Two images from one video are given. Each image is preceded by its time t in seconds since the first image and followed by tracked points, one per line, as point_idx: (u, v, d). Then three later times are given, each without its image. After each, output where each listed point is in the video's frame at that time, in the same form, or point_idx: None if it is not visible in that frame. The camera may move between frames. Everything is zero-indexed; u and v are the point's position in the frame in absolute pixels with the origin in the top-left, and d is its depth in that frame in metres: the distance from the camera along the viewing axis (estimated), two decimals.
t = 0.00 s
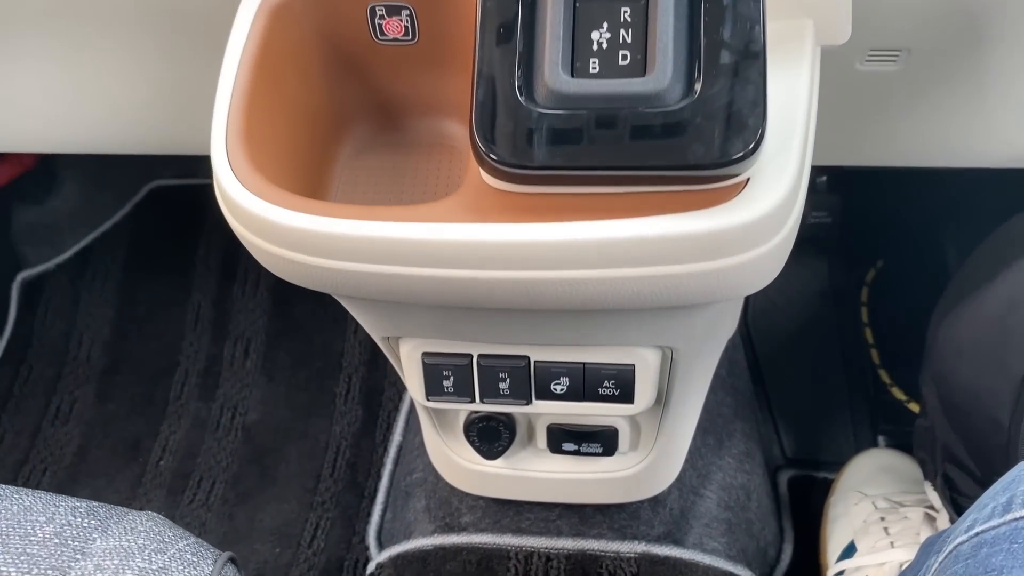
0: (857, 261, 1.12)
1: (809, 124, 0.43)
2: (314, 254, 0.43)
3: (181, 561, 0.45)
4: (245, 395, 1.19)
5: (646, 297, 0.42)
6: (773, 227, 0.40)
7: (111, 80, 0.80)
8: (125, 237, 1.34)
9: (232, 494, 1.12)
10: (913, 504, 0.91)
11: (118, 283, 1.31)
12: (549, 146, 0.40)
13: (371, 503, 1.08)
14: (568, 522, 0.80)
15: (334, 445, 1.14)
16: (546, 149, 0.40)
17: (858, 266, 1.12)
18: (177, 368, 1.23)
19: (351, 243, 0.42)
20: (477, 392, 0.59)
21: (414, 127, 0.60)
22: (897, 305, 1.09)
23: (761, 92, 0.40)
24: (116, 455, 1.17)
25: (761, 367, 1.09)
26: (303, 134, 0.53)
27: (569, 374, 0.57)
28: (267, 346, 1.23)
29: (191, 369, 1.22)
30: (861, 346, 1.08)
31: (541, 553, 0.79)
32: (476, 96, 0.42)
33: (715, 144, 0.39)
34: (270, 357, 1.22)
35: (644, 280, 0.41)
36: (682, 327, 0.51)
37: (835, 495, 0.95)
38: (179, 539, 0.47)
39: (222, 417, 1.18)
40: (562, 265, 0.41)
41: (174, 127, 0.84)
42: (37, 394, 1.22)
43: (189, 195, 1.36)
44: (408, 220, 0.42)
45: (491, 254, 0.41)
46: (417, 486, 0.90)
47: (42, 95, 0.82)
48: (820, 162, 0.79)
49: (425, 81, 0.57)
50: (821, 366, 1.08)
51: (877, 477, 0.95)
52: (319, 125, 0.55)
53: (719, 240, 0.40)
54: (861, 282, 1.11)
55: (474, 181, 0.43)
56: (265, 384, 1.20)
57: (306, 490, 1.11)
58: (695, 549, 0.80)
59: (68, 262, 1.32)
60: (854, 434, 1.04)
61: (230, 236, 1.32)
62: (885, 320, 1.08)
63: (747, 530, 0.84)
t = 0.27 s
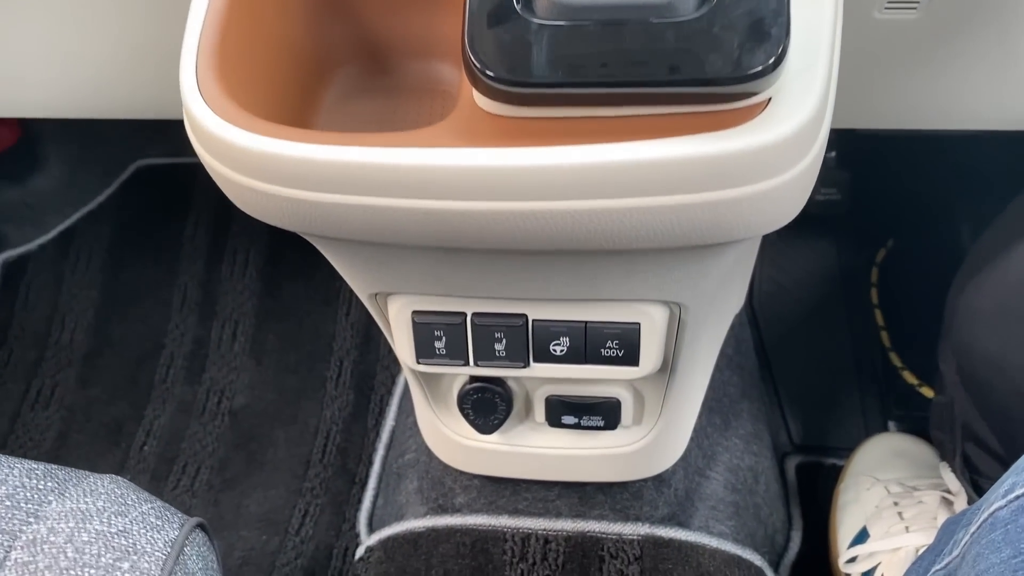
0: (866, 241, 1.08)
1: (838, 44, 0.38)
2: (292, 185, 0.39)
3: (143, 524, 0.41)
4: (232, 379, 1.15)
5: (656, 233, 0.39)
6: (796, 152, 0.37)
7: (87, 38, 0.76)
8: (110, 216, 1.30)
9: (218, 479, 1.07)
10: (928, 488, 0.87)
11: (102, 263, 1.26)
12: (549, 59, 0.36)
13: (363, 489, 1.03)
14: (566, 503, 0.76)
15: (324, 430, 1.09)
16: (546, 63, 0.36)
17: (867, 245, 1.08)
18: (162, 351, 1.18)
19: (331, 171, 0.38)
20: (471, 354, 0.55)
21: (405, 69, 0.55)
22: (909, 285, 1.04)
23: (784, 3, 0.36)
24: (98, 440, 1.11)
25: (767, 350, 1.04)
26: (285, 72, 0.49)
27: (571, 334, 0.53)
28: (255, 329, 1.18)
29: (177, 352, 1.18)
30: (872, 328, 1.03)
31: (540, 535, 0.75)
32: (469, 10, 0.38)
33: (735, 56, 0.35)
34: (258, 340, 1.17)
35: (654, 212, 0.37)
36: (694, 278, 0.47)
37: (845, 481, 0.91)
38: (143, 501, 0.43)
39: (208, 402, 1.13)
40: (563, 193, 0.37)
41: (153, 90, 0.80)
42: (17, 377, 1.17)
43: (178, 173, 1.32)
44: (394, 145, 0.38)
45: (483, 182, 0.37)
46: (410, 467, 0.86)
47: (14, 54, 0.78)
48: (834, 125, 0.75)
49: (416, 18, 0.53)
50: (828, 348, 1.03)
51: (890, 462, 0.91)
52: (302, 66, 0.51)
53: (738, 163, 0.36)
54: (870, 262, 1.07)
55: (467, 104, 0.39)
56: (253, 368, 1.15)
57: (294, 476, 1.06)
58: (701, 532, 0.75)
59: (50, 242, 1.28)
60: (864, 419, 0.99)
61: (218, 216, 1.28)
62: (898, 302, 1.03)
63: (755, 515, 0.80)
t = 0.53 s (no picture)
0: (873, 225, 1.04)
1: None
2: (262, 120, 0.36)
3: (98, 491, 0.38)
4: (219, 364, 1.08)
5: (660, 175, 0.35)
6: (813, 82, 0.33)
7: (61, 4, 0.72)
8: (96, 199, 1.26)
9: (202, 468, 0.99)
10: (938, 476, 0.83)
11: (86, 247, 1.22)
12: None
13: (352, 478, 0.95)
14: (562, 487, 0.73)
15: (312, 417, 1.02)
16: None
17: (873, 229, 1.04)
18: (146, 338, 1.12)
19: (304, 103, 0.35)
20: (462, 320, 0.51)
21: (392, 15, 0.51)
22: (917, 271, 1.01)
23: None
24: (78, 427, 1.05)
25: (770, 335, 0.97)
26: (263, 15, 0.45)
27: (568, 299, 0.49)
28: (243, 313, 1.12)
29: (162, 337, 1.12)
30: (879, 315, 0.98)
31: (534, 521, 0.71)
32: None
33: None
34: (246, 325, 1.12)
35: (658, 150, 0.34)
36: (701, 234, 0.44)
37: (851, 470, 0.87)
38: (100, 468, 0.40)
39: (193, 388, 1.07)
40: (557, 125, 0.33)
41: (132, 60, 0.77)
42: None
43: (165, 157, 1.28)
44: (374, 73, 0.35)
45: (465, 113, 0.34)
46: (400, 452, 0.83)
47: None
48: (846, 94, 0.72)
49: None
50: (833, 335, 0.97)
51: (898, 450, 0.87)
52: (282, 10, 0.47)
53: (750, 93, 0.32)
54: (876, 246, 1.03)
55: (455, 33, 0.37)
56: (240, 353, 1.09)
57: (282, 464, 0.98)
58: (704, 518, 0.73)
59: (34, 225, 1.24)
60: (870, 407, 0.93)
61: (205, 198, 1.23)
62: (904, 287, 1.00)
63: (759, 503, 0.77)
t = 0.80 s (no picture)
0: (877, 218, 1.02)
1: None
2: (246, 76, 0.34)
3: (71, 470, 0.36)
4: (211, 356, 1.05)
5: (665, 137, 0.33)
6: (826, 38, 0.32)
7: None
8: (86, 189, 1.22)
9: (193, 461, 0.96)
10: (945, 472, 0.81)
11: (76, 238, 1.18)
12: None
13: (347, 471, 0.91)
14: (560, 479, 0.71)
15: (306, 410, 0.98)
16: None
17: (877, 222, 1.01)
18: (137, 328, 1.08)
19: (289, 58, 0.33)
20: (457, 300, 0.49)
21: None
22: (923, 264, 0.98)
23: None
24: (66, 420, 1.01)
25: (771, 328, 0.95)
26: None
27: (568, 276, 0.47)
28: (236, 305, 1.09)
29: (153, 329, 1.08)
30: (884, 307, 0.94)
31: (532, 513, 0.69)
32: None
33: None
34: (239, 317, 1.08)
35: (663, 110, 0.32)
36: (709, 207, 0.42)
37: (856, 465, 0.85)
38: (76, 446, 0.38)
39: (185, 380, 1.03)
40: (554, 79, 0.31)
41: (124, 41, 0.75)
42: None
43: (159, 145, 1.25)
44: (368, 25, 0.33)
45: (454, 68, 0.32)
46: (394, 442, 0.82)
47: None
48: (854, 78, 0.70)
49: None
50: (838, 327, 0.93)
51: (904, 444, 0.85)
52: None
53: (760, 48, 0.30)
54: (881, 239, 1.00)
55: None
56: (232, 345, 1.05)
57: (274, 457, 0.94)
58: (706, 511, 0.71)
59: (24, 215, 1.20)
60: (876, 402, 0.90)
61: (198, 187, 1.20)
62: (910, 280, 0.97)
63: (763, 495, 0.77)
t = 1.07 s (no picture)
0: (877, 215, 1.00)
1: None
2: (248, 48, 0.34)
3: (47, 454, 0.34)
4: (203, 351, 1.03)
5: (669, 111, 0.33)
6: (830, 10, 0.32)
7: None
8: (78, 183, 1.21)
9: (184, 457, 0.94)
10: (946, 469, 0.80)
11: (68, 231, 1.17)
12: None
13: (340, 468, 0.90)
14: (556, 473, 0.70)
15: (299, 406, 0.97)
16: None
17: (877, 219, 1.00)
18: (128, 323, 1.07)
19: (291, 29, 0.33)
20: (450, 287, 0.48)
21: None
22: (923, 260, 0.97)
23: None
24: (56, 415, 1.00)
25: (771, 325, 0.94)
26: None
27: (564, 263, 0.46)
28: (228, 301, 1.07)
29: (145, 323, 1.07)
30: (884, 303, 0.93)
31: (526, 508, 0.68)
32: None
33: None
34: (232, 312, 1.07)
35: (668, 82, 0.32)
36: (709, 192, 0.41)
37: (855, 462, 0.84)
38: (53, 431, 0.36)
39: (176, 375, 1.01)
40: (553, 47, 0.31)
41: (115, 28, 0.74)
42: None
43: (152, 139, 1.23)
44: None
45: (452, 35, 0.31)
46: (387, 438, 0.81)
47: None
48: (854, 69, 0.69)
49: None
50: (838, 323, 0.92)
51: (903, 443, 0.83)
52: None
53: (765, 17, 0.31)
54: (880, 235, 0.98)
55: None
56: (225, 341, 1.04)
57: (266, 453, 0.93)
58: (704, 506, 0.71)
59: (15, 209, 1.19)
60: (874, 399, 0.89)
61: (191, 182, 1.18)
62: (910, 276, 0.96)
63: (761, 492, 0.76)
